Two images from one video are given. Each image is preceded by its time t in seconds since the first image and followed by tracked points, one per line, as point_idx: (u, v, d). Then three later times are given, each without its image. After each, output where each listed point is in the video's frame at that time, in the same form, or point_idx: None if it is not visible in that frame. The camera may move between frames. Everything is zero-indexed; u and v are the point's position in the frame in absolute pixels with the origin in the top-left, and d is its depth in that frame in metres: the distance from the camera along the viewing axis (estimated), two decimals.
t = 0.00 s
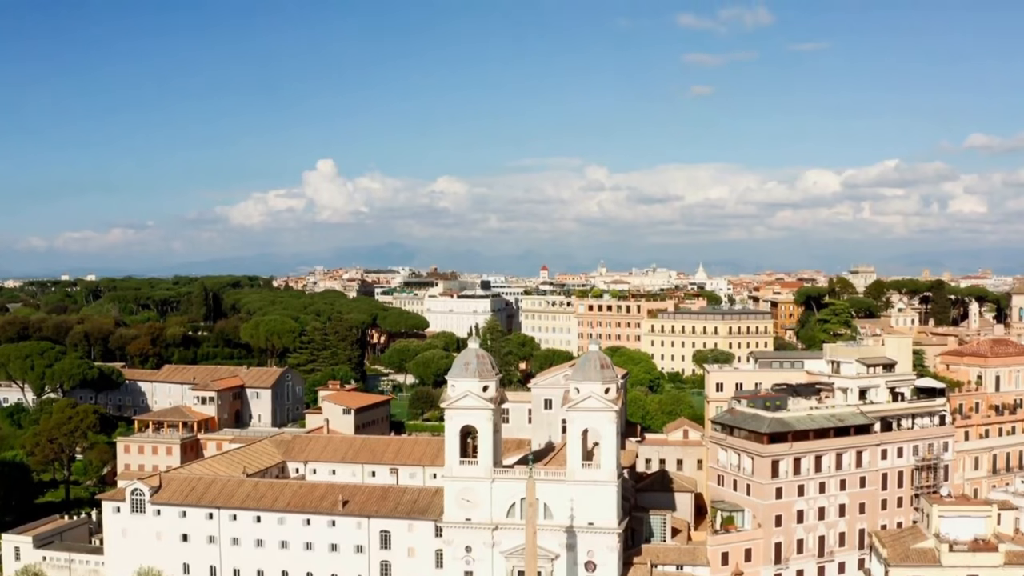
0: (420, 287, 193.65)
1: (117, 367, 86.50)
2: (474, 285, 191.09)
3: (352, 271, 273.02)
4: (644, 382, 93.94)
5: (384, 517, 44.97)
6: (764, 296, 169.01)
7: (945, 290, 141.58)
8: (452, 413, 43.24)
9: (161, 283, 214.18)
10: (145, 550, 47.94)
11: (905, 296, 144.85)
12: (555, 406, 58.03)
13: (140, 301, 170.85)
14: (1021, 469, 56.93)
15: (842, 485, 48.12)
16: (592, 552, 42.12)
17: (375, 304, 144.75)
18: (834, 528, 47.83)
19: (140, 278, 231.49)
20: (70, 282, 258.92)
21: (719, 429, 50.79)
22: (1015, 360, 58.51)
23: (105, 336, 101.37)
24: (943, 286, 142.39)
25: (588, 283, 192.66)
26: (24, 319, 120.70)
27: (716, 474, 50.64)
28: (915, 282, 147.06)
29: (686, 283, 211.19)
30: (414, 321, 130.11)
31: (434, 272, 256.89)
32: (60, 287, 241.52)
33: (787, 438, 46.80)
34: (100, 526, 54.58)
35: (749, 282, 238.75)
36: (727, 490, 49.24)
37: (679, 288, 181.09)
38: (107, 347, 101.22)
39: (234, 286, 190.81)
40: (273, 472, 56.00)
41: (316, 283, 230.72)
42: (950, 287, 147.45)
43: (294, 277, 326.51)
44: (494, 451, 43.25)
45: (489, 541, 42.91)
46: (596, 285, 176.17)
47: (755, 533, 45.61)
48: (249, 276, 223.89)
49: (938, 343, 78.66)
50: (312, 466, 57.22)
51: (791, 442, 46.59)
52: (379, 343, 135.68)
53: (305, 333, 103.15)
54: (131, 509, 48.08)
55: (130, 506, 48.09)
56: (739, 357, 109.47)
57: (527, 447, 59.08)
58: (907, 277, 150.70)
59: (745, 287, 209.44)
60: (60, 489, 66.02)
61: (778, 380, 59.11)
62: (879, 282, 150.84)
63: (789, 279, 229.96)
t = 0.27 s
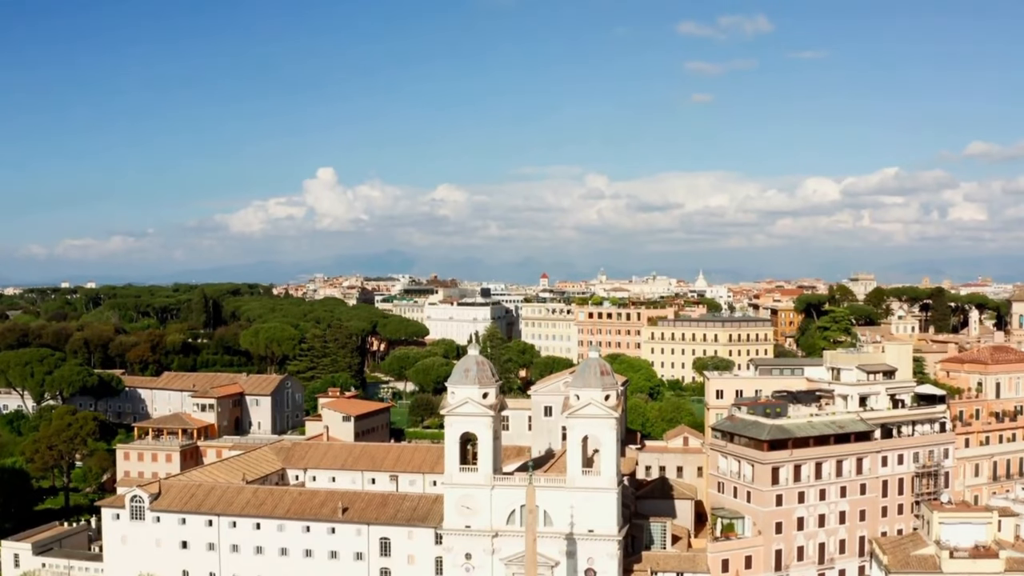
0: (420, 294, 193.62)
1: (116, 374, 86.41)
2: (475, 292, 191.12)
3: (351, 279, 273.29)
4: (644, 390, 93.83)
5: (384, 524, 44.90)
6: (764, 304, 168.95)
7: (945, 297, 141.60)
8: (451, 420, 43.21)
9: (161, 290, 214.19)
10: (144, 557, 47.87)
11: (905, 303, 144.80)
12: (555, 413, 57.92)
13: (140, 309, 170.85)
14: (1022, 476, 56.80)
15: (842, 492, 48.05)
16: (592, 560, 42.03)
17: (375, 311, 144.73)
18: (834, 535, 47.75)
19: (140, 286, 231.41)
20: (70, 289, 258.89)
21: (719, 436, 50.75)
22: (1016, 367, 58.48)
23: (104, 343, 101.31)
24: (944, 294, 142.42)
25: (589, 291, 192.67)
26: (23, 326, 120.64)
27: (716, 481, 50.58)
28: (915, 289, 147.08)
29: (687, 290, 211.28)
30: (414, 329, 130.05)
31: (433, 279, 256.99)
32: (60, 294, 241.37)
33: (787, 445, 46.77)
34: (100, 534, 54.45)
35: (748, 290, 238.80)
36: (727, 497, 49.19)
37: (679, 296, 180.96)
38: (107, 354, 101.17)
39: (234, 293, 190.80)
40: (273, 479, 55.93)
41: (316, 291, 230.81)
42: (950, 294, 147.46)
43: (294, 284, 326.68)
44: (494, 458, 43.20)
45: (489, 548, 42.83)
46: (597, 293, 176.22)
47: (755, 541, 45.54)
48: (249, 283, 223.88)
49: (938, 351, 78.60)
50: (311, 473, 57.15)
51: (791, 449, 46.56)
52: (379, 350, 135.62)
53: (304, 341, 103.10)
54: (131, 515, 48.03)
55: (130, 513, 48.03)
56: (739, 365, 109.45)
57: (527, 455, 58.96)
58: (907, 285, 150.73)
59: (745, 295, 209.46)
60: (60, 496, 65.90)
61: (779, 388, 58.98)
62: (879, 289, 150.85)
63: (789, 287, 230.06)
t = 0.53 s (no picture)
0: (420, 303, 193.85)
1: (116, 382, 86.31)
2: (475, 301, 191.19)
3: (352, 288, 273.72)
4: (644, 398, 93.72)
5: (384, 532, 44.82)
6: (764, 312, 168.97)
7: (945, 305, 141.69)
8: (451, 427, 43.18)
9: (161, 299, 214.51)
10: (143, 564, 47.74)
11: (905, 312, 144.81)
12: (555, 421, 57.83)
13: (140, 317, 170.92)
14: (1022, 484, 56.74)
15: (842, 500, 47.97)
16: (592, 568, 41.93)
17: (375, 320, 144.75)
18: (834, 543, 47.65)
19: (140, 293, 231.59)
20: (69, 297, 258.99)
21: (719, 444, 50.71)
22: (1016, 375, 58.45)
23: (104, 351, 101.31)
24: (943, 302, 142.53)
25: (589, 299, 192.63)
26: (23, 334, 120.64)
27: (717, 489, 50.50)
28: (915, 297, 147.15)
29: (686, 299, 211.45)
30: (414, 337, 130.03)
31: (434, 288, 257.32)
32: (60, 302, 241.40)
33: (787, 453, 46.72)
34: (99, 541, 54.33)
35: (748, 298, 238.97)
36: (727, 505, 49.11)
37: (679, 304, 180.96)
38: (107, 362, 101.16)
39: (234, 301, 190.94)
40: (272, 487, 55.85)
41: (316, 299, 231.07)
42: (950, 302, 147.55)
43: (294, 293, 327.09)
44: (494, 466, 43.15)
45: (489, 556, 42.73)
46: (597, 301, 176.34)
47: (756, 549, 45.44)
48: (249, 292, 224.00)
49: (938, 359, 78.58)
50: (311, 481, 57.08)
51: (791, 457, 46.51)
52: (378, 359, 135.56)
53: (304, 348, 103.08)
54: (130, 523, 47.93)
55: (129, 520, 47.95)
56: (739, 373, 109.46)
57: (527, 463, 58.85)
58: (907, 293, 150.84)
59: (745, 303, 209.56)
60: (59, 504, 65.76)
61: (779, 395, 58.95)
62: (879, 297, 150.93)
63: (789, 295, 230.22)
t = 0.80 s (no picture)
0: (420, 311, 193.89)
1: (116, 390, 86.29)
2: (475, 309, 191.14)
3: (352, 296, 273.82)
4: (645, 406, 93.61)
5: (383, 541, 44.71)
6: (764, 321, 168.90)
7: (945, 313, 141.75)
8: (451, 435, 43.13)
9: (161, 307, 214.64)
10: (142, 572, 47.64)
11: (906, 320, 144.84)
12: (555, 429, 57.72)
13: (140, 325, 170.99)
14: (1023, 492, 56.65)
15: (843, 508, 47.88)
16: None
17: (375, 328, 144.74)
18: (835, 551, 47.55)
19: (140, 301, 231.58)
20: (69, 305, 258.94)
21: (719, 452, 50.65)
22: (1017, 383, 58.40)
23: (104, 359, 101.27)
24: (943, 310, 142.60)
25: (589, 308, 192.55)
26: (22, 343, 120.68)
27: (717, 498, 50.41)
28: (915, 305, 147.16)
29: (686, 307, 211.43)
30: (414, 345, 129.94)
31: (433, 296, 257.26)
32: (59, 310, 241.30)
33: (788, 461, 46.66)
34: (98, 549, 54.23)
35: (748, 307, 239.12)
36: (728, 513, 49.02)
37: (679, 312, 180.94)
38: (107, 370, 101.14)
39: (234, 309, 190.90)
40: (272, 495, 55.77)
41: (316, 308, 231.16)
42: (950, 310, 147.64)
43: (294, 302, 327.24)
44: (494, 474, 43.08)
45: (489, 564, 42.62)
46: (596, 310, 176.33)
47: (756, 557, 45.34)
48: (249, 300, 223.94)
49: (938, 367, 78.51)
50: (311, 489, 56.99)
51: (791, 465, 46.46)
52: (378, 367, 135.47)
53: (304, 356, 103.05)
54: (129, 531, 47.85)
55: (128, 528, 47.88)
56: (739, 381, 109.41)
57: (527, 471, 58.74)
58: (907, 302, 150.87)
59: (745, 312, 209.61)
60: (58, 512, 65.64)
61: (779, 404, 58.80)
62: (879, 305, 150.96)
63: (790, 304, 230.21)
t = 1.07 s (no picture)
0: (420, 313, 193.71)
1: (115, 392, 86.23)
2: (475, 312, 191.13)
3: (352, 299, 273.48)
4: (645, 409, 93.57)
5: (383, 543, 44.67)
6: (764, 323, 168.92)
7: (945, 316, 141.81)
8: (451, 438, 43.12)
9: (161, 309, 214.55)
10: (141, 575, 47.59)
11: (906, 322, 144.93)
12: (555, 432, 57.62)
13: (139, 328, 170.79)
14: None
15: (843, 511, 47.82)
16: None
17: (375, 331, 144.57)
18: (835, 554, 47.49)
19: (141, 304, 231.60)
20: (69, 308, 259.01)
21: (719, 455, 50.59)
22: (1017, 386, 58.42)
23: (104, 361, 101.23)
24: (944, 312, 142.64)
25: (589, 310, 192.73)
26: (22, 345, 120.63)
27: (717, 500, 50.34)
28: (915, 308, 147.16)
29: (686, 310, 211.28)
30: (414, 348, 129.88)
31: (433, 299, 256.97)
32: (59, 313, 241.34)
33: (788, 464, 46.61)
34: (97, 552, 54.17)
35: (748, 309, 239.03)
36: (728, 515, 48.96)
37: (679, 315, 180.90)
38: (106, 372, 101.09)
39: (234, 312, 190.92)
40: (271, 498, 55.69)
41: (316, 311, 230.87)
42: (950, 313, 147.67)
43: (294, 305, 327.00)
44: (494, 477, 43.04)
45: (489, 567, 42.55)
46: (596, 312, 176.27)
47: (757, 560, 45.30)
48: (249, 302, 223.87)
49: (939, 369, 78.46)
50: (310, 492, 56.94)
51: (792, 468, 46.42)
52: (378, 369, 135.35)
53: (304, 359, 103.02)
54: (128, 534, 47.78)
55: (128, 530, 47.81)
56: (739, 384, 109.42)
57: (527, 473, 58.66)
58: (908, 304, 150.89)
59: (745, 314, 209.46)
60: (58, 514, 65.56)
61: (779, 406, 58.57)
62: (879, 308, 151.00)
63: (790, 307, 230.12)
